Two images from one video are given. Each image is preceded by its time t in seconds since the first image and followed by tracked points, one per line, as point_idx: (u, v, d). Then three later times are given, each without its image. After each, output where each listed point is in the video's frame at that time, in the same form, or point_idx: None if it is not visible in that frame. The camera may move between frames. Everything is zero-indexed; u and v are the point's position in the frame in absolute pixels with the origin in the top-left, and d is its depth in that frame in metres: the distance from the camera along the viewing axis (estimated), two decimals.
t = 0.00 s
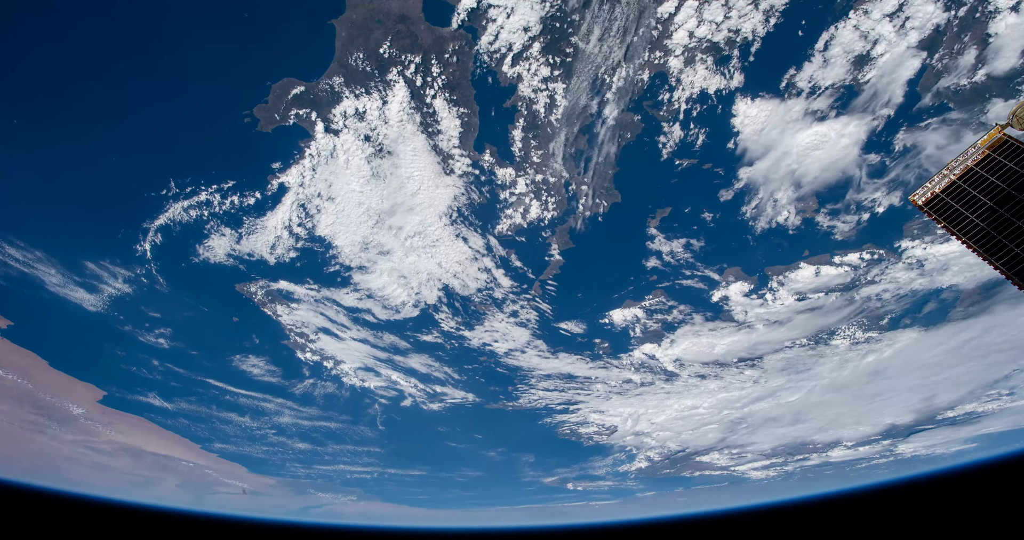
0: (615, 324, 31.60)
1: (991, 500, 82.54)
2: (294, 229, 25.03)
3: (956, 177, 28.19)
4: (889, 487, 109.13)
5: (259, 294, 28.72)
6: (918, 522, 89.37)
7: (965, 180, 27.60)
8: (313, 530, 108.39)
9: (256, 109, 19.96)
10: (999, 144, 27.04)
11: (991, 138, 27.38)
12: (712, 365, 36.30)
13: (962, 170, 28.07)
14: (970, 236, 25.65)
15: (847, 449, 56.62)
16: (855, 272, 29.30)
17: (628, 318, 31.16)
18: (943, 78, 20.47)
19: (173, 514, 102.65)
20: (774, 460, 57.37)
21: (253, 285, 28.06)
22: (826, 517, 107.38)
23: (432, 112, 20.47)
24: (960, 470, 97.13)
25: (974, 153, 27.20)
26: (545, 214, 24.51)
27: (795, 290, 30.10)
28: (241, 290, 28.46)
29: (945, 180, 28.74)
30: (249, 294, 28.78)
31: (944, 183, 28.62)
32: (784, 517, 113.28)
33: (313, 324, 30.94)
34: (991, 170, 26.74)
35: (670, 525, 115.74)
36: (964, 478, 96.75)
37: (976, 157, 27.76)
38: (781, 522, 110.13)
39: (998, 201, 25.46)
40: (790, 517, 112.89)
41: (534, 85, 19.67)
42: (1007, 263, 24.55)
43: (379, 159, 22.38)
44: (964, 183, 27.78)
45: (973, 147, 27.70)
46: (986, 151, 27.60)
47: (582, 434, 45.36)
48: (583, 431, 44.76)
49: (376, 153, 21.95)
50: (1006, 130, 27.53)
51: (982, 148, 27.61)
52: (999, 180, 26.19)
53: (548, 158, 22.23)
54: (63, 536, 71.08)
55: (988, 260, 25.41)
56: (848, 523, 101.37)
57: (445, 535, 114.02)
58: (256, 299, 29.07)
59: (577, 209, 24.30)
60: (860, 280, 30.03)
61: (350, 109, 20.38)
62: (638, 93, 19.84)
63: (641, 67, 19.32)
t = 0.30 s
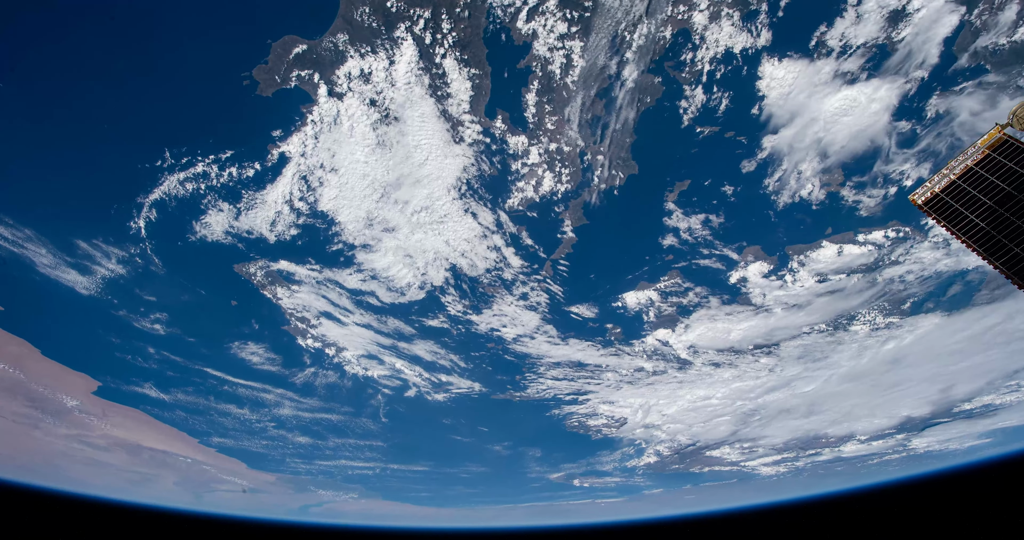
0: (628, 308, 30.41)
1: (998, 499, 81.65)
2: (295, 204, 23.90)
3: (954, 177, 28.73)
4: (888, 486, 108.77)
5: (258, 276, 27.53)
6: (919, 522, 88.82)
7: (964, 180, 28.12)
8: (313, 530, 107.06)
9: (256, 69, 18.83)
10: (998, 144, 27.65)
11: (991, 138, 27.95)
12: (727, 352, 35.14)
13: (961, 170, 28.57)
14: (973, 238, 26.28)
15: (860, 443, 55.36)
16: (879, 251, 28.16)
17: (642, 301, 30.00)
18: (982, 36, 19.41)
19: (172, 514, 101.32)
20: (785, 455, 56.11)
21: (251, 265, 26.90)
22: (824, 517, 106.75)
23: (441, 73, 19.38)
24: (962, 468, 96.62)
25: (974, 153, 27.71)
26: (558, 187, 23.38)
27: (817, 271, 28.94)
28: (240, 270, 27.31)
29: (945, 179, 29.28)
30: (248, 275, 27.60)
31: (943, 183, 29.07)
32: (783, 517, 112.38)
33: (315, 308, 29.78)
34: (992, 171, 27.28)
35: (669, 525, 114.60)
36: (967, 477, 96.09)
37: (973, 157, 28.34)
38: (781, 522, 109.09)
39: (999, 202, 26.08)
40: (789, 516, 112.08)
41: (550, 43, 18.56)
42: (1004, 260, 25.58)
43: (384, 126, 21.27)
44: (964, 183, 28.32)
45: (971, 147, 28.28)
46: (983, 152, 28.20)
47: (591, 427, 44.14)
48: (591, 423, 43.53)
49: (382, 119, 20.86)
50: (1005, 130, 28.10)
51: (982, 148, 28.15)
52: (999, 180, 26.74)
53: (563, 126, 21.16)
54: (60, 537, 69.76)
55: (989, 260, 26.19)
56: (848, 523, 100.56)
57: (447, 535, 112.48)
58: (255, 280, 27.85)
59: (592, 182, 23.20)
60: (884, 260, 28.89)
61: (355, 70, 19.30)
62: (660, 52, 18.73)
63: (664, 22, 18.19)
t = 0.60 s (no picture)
0: (645, 286, 29.00)
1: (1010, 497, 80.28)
2: (297, 170, 22.57)
3: (955, 177, 28.43)
4: (892, 484, 107.88)
5: (257, 250, 26.16)
6: (926, 521, 87.69)
7: (965, 180, 27.82)
8: (315, 530, 105.43)
9: (255, 16, 17.48)
10: (999, 144, 27.24)
11: (991, 138, 27.66)
12: (746, 335, 33.72)
13: (961, 170, 28.25)
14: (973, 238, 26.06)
15: (877, 436, 53.87)
16: (910, 224, 26.83)
17: (660, 279, 28.60)
18: None
19: (171, 514, 99.74)
20: (799, 449, 54.60)
21: (250, 238, 25.52)
22: (828, 516, 105.35)
23: (454, 21, 18.15)
24: (968, 465, 95.70)
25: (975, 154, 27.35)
26: (575, 150, 22.03)
27: (844, 246, 27.57)
28: (238, 245, 25.92)
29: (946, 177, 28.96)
30: (246, 250, 26.21)
31: (944, 183, 28.75)
32: (787, 516, 110.94)
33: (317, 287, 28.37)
34: (992, 171, 26.96)
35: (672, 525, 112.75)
36: (974, 475, 94.99)
37: (974, 157, 28.03)
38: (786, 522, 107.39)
39: (999, 202, 25.81)
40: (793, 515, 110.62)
41: None
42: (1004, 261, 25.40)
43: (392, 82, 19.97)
44: (965, 182, 28.00)
45: (972, 147, 27.93)
46: (984, 152, 27.88)
47: (601, 417, 42.68)
48: (602, 414, 42.07)
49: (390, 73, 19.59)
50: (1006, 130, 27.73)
51: (982, 148, 27.85)
52: (999, 180, 26.40)
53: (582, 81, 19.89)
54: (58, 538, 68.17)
55: (989, 260, 26.04)
56: (853, 522, 99.24)
57: (450, 535, 110.99)
58: (255, 256, 26.50)
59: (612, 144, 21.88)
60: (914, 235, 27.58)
61: (362, 17, 18.04)
62: None
63: None
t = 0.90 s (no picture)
0: (661, 266, 27.89)
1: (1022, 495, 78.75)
2: (298, 139, 21.49)
3: (954, 177, 24.89)
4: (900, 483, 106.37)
5: (257, 227, 25.01)
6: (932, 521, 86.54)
7: (964, 180, 24.27)
8: (316, 529, 104.28)
9: None
10: (997, 144, 23.74)
11: (991, 137, 24.12)
12: (764, 320, 32.56)
13: (960, 170, 24.70)
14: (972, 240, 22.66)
15: (891, 430, 52.57)
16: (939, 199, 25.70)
17: (676, 259, 27.48)
18: None
19: (171, 514, 98.53)
20: (812, 442, 53.38)
21: (249, 214, 24.35)
22: (833, 516, 104.17)
23: None
24: (974, 463, 94.61)
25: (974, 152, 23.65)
26: (592, 116, 20.94)
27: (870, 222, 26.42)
28: (237, 221, 24.82)
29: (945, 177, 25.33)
30: (245, 227, 25.03)
31: (943, 184, 25.13)
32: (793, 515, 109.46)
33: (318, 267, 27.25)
34: (991, 171, 23.49)
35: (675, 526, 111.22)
36: (979, 474, 93.89)
37: (974, 158, 24.49)
38: (790, 521, 105.91)
39: (1004, 203, 22.26)
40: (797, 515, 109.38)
41: None
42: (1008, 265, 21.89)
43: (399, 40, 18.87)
44: (964, 183, 24.51)
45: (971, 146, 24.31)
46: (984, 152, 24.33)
47: (611, 408, 41.55)
48: (612, 404, 40.93)
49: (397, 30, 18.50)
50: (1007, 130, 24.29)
51: (981, 148, 24.29)
52: (1001, 180, 22.93)
53: (601, 39, 18.76)
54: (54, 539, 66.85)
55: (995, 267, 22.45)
56: (859, 521, 97.94)
57: (453, 534, 109.90)
58: (254, 233, 25.31)
59: (630, 109, 20.77)
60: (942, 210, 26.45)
61: None
62: None
63: None
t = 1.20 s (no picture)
0: (681, 240, 26.48)
1: None
2: (300, 97, 20.19)
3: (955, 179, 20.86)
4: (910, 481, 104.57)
5: (256, 197, 23.70)
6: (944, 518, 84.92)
7: (964, 178, 20.23)
8: (318, 529, 102.92)
9: None
10: (999, 144, 19.69)
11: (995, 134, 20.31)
12: (786, 300, 31.13)
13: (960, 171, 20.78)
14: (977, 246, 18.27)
15: (909, 422, 51.06)
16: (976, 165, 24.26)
17: (697, 232, 26.11)
18: None
19: (171, 514, 97.15)
20: (827, 435, 51.86)
21: (247, 181, 22.98)
22: (841, 514, 102.55)
23: None
24: (987, 460, 92.62)
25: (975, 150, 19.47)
26: (613, 70, 19.64)
27: (903, 190, 24.97)
28: (235, 190, 23.49)
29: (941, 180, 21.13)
30: (244, 196, 23.72)
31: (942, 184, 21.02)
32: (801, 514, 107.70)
33: (321, 242, 25.91)
34: (993, 173, 19.45)
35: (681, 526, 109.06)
36: (993, 472, 91.83)
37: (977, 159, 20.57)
38: (798, 521, 103.49)
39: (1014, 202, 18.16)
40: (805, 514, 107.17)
41: None
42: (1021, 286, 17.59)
43: None
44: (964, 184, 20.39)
45: (971, 145, 20.18)
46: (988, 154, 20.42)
47: (623, 397, 40.11)
48: (625, 393, 39.50)
49: None
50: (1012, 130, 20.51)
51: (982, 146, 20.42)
52: (1008, 179, 18.94)
53: None
54: None
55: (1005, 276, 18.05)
56: (869, 521, 95.71)
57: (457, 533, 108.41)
58: (253, 203, 24.01)
59: (654, 63, 19.44)
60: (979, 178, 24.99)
61: None
62: None
63: None
